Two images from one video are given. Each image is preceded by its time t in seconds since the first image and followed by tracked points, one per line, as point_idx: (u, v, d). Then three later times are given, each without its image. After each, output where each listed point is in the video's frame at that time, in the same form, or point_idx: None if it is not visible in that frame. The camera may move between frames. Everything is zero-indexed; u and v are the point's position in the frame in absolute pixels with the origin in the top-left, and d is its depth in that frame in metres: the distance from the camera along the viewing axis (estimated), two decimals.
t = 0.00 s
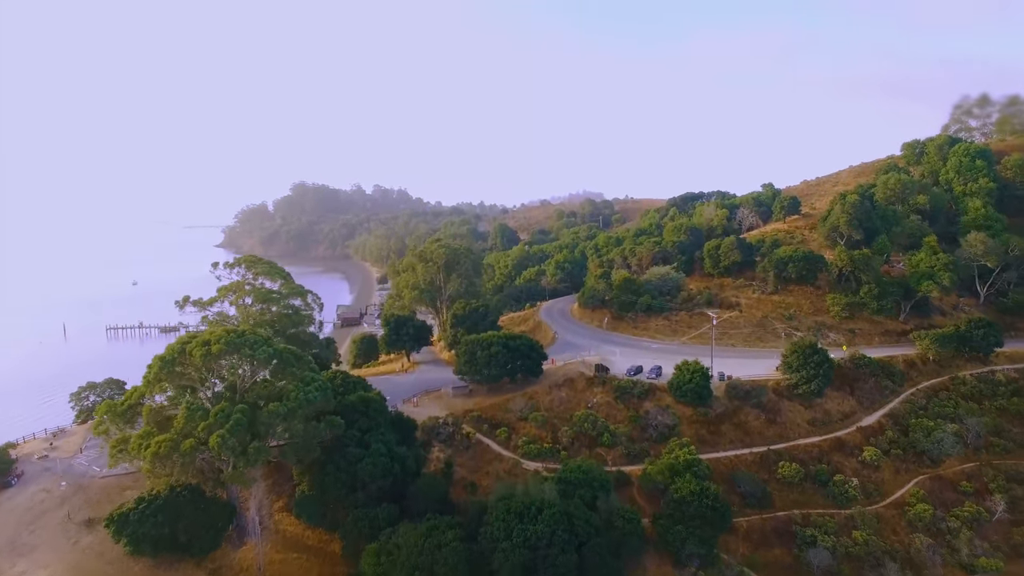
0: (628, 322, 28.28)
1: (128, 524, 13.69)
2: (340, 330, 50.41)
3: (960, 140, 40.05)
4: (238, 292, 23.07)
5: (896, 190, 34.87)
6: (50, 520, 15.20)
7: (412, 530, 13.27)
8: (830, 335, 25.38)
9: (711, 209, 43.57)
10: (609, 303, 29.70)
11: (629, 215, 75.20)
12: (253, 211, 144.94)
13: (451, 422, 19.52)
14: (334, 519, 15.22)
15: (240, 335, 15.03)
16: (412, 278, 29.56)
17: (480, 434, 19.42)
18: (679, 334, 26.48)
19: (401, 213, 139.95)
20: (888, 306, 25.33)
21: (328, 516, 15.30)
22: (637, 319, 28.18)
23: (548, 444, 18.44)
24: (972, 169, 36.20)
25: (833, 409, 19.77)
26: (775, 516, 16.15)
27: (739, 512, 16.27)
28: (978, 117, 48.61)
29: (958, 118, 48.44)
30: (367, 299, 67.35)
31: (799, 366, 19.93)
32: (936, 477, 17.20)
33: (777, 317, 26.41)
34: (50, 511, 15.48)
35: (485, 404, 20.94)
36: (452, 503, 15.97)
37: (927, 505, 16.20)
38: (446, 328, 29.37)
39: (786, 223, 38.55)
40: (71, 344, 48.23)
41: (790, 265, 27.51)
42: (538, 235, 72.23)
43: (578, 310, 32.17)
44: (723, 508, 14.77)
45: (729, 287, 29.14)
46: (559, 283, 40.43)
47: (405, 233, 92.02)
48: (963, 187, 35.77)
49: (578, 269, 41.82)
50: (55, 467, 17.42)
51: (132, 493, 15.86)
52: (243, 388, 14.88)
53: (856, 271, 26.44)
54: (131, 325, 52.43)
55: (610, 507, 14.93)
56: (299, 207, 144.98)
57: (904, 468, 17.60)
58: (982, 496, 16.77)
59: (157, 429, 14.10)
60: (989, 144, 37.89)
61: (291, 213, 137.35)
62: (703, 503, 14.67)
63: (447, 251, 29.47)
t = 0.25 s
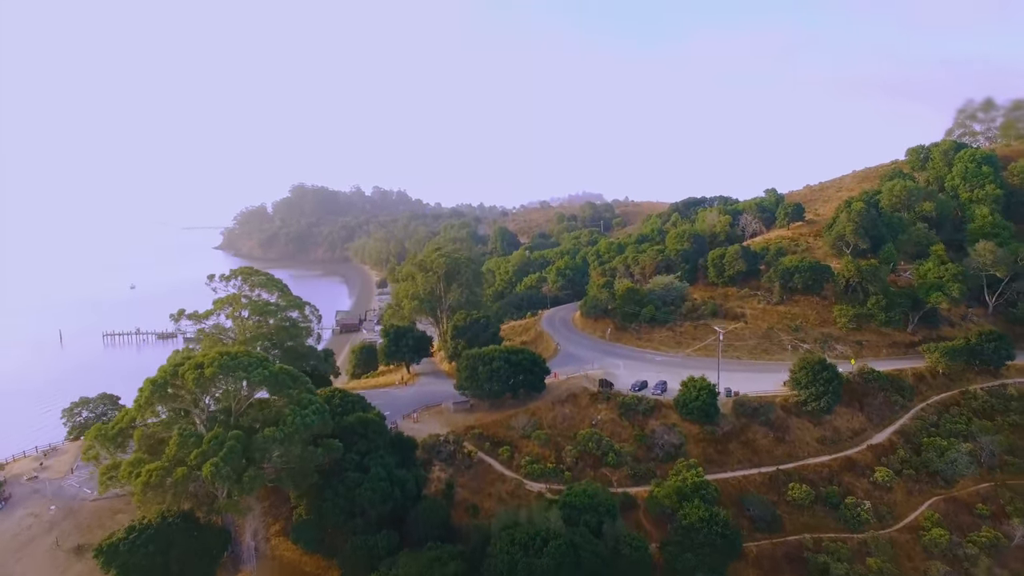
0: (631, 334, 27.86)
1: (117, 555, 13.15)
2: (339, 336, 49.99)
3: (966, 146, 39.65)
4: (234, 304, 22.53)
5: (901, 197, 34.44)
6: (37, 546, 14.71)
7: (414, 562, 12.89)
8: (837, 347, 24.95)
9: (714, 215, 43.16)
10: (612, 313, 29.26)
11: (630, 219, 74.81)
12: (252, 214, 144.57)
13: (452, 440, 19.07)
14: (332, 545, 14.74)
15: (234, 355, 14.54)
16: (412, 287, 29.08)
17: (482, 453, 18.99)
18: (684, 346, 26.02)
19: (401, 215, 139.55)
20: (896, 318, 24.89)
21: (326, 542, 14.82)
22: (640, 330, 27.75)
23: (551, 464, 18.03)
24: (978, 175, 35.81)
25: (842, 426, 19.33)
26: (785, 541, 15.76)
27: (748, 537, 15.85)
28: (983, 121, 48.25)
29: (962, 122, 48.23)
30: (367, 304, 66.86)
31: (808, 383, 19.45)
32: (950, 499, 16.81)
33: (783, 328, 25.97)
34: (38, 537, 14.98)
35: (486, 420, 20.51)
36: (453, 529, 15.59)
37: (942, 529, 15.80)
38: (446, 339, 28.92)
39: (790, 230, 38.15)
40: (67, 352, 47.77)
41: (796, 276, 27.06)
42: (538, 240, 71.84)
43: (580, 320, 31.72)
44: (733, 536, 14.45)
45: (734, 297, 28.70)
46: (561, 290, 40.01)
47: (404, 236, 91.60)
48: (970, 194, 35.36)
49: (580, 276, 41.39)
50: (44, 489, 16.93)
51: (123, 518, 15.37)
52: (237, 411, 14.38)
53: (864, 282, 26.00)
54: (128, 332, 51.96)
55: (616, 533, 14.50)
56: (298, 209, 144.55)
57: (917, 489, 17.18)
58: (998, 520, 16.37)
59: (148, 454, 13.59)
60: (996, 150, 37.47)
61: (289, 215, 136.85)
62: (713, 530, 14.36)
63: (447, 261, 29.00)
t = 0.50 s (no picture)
0: (635, 345, 27.44)
1: None
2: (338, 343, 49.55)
3: (971, 152, 39.27)
4: (231, 318, 22.08)
5: (907, 204, 34.01)
6: None
7: None
8: (844, 360, 24.53)
9: (717, 221, 42.75)
10: (615, 323, 28.87)
11: (630, 224, 74.38)
12: (251, 215, 144.08)
13: (453, 459, 18.64)
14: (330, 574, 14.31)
15: (229, 378, 14.11)
16: (412, 297, 28.65)
17: (484, 472, 18.59)
18: (688, 358, 25.63)
19: (400, 217, 139.16)
20: (904, 330, 24.47)
21: (324, 570, 14.39)
22: (644, 342, 27.34)
23: (555, 485, 17.65)
24: (985, 182, 35.43)
25: (852, 445, 18.91)
26: (796, 567, 15.37)
27: (758, 562, 15.46)
28: (987, 126, 47.88)
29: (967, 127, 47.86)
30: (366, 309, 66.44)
31: (817, 401, 19.06)
32: (965, 523, 16.51)
33: (789, 340, 25.58)
34: (25, 565, 14.49)
35: (488, 438, 20.08)
36: (453, 555, 15.36)
37: (958, 553, 15.48)
38: (446, 350, 28.50)
39: (794, 237, 37.78)
40: (63, 359, 47.24)
41: (802, 287, 26.63)
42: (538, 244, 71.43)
43: (582, 330, 31.27)
44: (745, 563, 14.32)
45: (738, 307, 28.32)
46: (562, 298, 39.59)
47: (403, 239, 91.18)
48: (976, 202, 34.94)
49: (581, 284, 40.96)
50: (32, 513, 16.44)
51: (113, 545, 14.90)
52: (232, 436, 13.93)
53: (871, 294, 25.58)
54: (125, 339, 51.41)
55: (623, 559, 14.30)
56: (297, 211, 144.16)
57: (930, 511, 16.87)
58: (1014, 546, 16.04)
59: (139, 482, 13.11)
60: (1002, 156, 37.09)
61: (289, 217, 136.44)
62: (724, 557, 14.24)
63: (448, 271, 28.57)
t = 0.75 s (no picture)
0: (638, 357, 27.04)
1: None
2: (337, 350, 49.13)
3: (976, 158, 38.91)
4: (227, 334, 21.72)
5: (912, 212, 33.64)
6: None
7: None
8: (850, 373, 24.14)
9: (720, 228, 42.35)
10: (617, 334, 28.49)
11: (630, 228, 74.00)
12: (249, 217, 143.52)
13: (455, 480, 18.23)
14: None
15: (223, 403, 13.68)
16: (411, 307, 28.20)
17: (486, 494, 18.22)
18: (692, 371, 25.22)
19: (399, 220, 138.77)
20: (912, 343, 24.03)
21: None
22: (647, 354, 26.94)
23: (558, 507, 17.28)
24: (990, 189, 35.07)
25: (861, 464, 18.50)
26: None
27: None
28: (991, 132, 47.56)
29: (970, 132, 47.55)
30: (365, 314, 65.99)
31: (826, 419, 18.63)
32: (979, 548, 16.33)
33: (795, 353, 25.18)
34: None
35: (490, 456, 19.68)
36: None
37: None
38: (446, 362, 28.07)
39: (797, 245, 37.41)
40: (58, 367, 46.67)
41: (808, 298, 26.20)
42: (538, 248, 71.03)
43: (585, 340, 30.83)
44: None
45: (743, 318, 27.93)
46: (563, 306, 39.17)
47: (403, 242, 90.76)
48: (981, 209, 34.57)
49: (582, 291, 40.58)
50: (22, 538, 15.96)
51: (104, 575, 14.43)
52: (226, 463, 13.47)
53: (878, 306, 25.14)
54: (121, 345, 50.83)
55: None
56: (296, 214, 143.68)
57: (943, 535, 16.65)
58: None
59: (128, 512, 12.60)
60: (1007, 163, 36.72)
61: (287, 220, 136.00)
62: None
63: (448, 281, 28.10)
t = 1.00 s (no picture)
0: (642, 370, 26.54)
1: None
2: (336, 357, 48.63)
3: (983, 165, 38.41)
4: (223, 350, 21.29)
5: (919, 220, 33.12)
6: None
7: None
8: (859, 388, 23.63)
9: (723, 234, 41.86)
10: (621, 346, 28.01)
11: (631, 232, 73.56)
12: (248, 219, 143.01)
13: (456, 502, 17.75)
14: None
15: (215, 431, 13.17)
16: (411, 319, 27.70)
17: (488, 517, 17.76)
18: (697, 385, 24.73)
19: (399, 222, 138.29)
20: (922, 357, 23.52)
21: None
22: (650, 366, 26.45)
23: (562, 532, 16.83)
24: (998, 197, 34.59)
25: (873, 486, 18.02)
26: None
27: None
28: (996, 136, 47.08)
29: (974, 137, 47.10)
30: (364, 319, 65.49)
31: (836, 440, 18.10)
32: None
33: (801, 367, 24.69)
34: None
35: (491, 476, 19.20)
36: None
37: None
38: (446, 374, 27.58)
39: (802, 252, 36.92)
40: (53, 375, 46.10)
41: (815, 310, 25.67)
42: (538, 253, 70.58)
43: (587, 351, 30.33)
44: None
45: (748, 330, 27.44)
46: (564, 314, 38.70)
47: (402, 245, 90.28)
48: (989, 217, 34.09)
49: (584, 299, 40.09)
50: (9, 567, 15.44)
51: None
52: (219, 494, 12.93)
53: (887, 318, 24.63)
54: (117, 352, 50.24)
55: None
56: (295, 216, 143.15)
57: (959, 561, 16.27)
58: None
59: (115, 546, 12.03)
60: (1015, 170, 36.22)
61: (286, 222, 135.52)
62: None
63: (448, 292, 27.60)
